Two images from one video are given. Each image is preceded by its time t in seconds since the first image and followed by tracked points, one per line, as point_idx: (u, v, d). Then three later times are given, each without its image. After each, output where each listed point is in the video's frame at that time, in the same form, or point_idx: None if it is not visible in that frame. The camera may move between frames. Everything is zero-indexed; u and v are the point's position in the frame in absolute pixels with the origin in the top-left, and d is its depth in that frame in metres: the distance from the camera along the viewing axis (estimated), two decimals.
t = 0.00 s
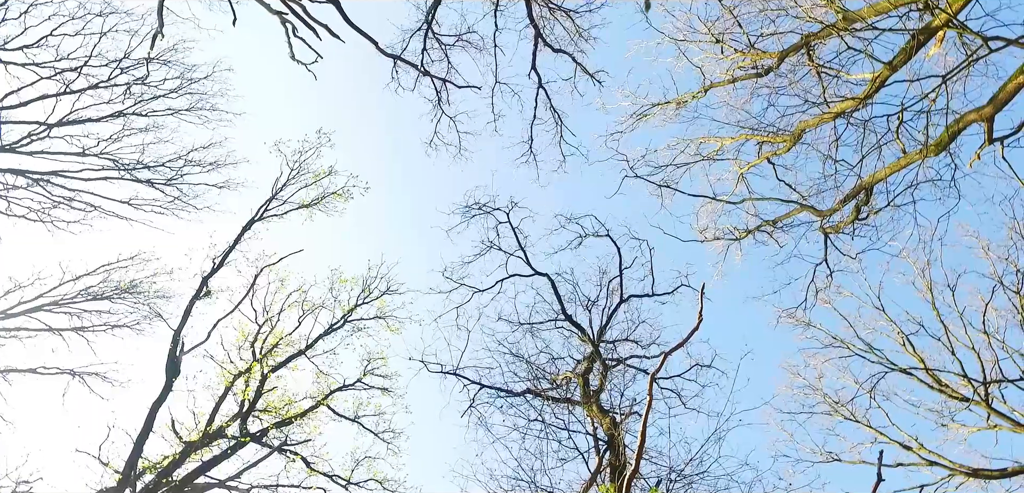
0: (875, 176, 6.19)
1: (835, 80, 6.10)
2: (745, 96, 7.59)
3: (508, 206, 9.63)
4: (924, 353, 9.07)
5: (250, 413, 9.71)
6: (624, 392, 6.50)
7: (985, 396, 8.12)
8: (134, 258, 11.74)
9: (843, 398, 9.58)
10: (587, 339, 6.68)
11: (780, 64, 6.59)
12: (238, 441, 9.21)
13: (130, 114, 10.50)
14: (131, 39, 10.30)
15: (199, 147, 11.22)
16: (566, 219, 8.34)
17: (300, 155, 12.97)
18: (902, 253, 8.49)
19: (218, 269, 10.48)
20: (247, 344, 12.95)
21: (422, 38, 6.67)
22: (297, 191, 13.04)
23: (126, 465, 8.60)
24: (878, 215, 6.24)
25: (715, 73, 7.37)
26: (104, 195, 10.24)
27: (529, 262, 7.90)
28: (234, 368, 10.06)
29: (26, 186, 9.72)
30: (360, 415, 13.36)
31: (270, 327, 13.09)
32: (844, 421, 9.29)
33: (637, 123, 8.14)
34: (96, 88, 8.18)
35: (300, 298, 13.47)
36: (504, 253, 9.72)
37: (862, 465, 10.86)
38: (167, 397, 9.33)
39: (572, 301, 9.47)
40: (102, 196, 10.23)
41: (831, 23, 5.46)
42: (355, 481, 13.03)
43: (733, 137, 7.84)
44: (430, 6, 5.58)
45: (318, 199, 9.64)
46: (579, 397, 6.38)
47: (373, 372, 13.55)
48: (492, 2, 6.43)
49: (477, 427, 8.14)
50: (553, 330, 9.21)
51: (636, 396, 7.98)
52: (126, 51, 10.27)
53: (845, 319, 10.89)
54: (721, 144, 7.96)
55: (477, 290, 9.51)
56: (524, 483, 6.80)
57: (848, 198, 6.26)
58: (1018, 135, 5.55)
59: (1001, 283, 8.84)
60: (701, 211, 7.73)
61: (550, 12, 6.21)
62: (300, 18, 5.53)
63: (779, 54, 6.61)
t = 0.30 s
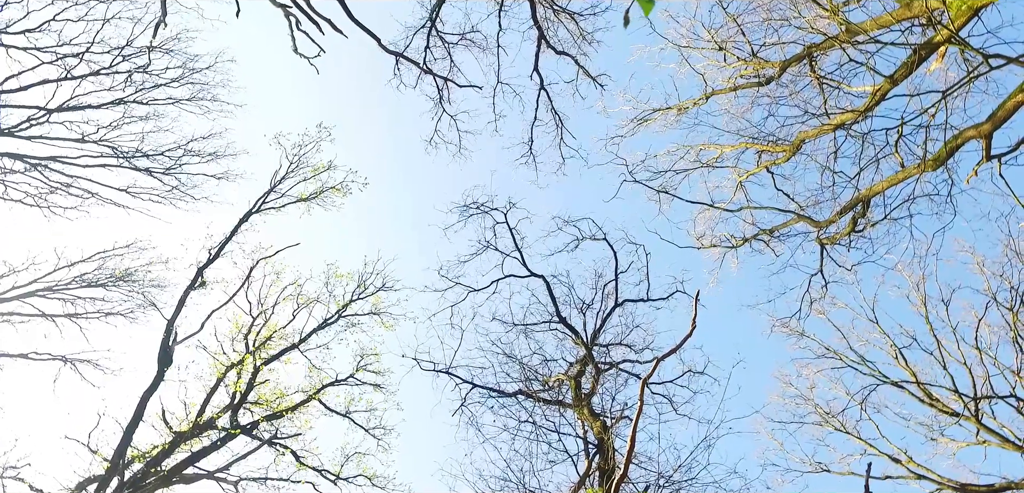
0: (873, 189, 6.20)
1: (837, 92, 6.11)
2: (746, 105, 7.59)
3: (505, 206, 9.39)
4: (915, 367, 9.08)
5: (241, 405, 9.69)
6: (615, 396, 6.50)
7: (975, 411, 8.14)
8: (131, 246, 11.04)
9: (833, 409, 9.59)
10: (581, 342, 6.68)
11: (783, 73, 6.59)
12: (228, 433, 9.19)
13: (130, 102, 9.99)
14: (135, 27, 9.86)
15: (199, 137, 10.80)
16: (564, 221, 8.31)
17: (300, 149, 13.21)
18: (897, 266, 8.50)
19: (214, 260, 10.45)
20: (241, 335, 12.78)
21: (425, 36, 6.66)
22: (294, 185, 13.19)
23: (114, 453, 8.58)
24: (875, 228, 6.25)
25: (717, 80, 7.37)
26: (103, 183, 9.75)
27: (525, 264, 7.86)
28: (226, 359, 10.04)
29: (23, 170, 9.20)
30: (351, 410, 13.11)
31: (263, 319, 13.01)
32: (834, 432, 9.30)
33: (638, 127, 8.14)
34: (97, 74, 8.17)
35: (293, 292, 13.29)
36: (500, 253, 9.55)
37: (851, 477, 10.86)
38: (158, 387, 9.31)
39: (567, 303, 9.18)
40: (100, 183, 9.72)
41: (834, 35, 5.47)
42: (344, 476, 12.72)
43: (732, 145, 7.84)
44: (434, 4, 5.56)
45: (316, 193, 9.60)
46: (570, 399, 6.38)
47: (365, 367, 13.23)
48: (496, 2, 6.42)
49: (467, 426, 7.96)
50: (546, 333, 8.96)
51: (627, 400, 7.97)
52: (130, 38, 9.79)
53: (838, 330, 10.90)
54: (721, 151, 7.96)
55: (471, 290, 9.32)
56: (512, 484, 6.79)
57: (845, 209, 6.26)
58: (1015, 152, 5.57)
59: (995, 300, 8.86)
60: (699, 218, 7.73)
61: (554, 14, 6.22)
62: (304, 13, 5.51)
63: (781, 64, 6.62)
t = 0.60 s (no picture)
0: (870, 202, 6.22)
1: (837, 104, 6.11)
2: (747, 113, 7.60)
3: (503, 205, 9.10)
4: (907, 380, 9.10)
5: (233, 397, 9.67)
6: (606, 400, 6.52)
7: (965, 427, 8.16)
8: (127, 234, 10.74)
9: (824, 419, 9.62)
10: (574, 345, 6.68)
11: (785, 83, 6.60)
12: (218, 425, 9.18)
13: (131, 89, 9.37)
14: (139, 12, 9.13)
15: (200, 127, 10.24)
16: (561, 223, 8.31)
17: (300, 144, 13.67)
18: (893, 280, 8.51)
19: (211, 251, 10.43)
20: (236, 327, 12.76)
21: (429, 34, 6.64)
22: (293, 177, 13.66)
23: (104, 441, 8.56)
24: (871, 241, 6.26)
25: (719, 88, 7.37)
26: (99, 170, 9.06)
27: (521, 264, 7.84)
28: (219, 351, 10.03)
29: (20, 155, 8.67)
30: (343, 405, 12.72)
31: (258, 313, 12.91)
32: (823, 442, 9.33)
33: (639, 132, 8.14)
34: (98, 61, 8.13)
35: (291, 285, 13.24)
36: (496, 253, 9.26)
37: (839, 488, 10.88)
38: (150, 376, 9.29)
39: (561, 305, 8.99)
40: (96, 170, 9.05)
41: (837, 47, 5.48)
42: (334, 471, 12.43)
43: (732, 153, 7.85)
44: (439, 3, 5.55)
45: (315, 187, 9.58)
46: (562, 402, 6.38)
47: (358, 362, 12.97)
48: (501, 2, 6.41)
49: (457, 426, 7.89)
50: (539, 334, 8.70)
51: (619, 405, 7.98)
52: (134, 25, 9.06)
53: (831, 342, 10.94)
54: (720, 159, 7.97)
55: (464, 289, 9.07)
56: (500, 484, 6.80)
57: (842, 221, 6.27)
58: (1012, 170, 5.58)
59: (988, 317, 8.87)
60: (697, 225, 7.75)
61: (559, 16, 6.23)
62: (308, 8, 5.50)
63: (783, 74, 6.62)
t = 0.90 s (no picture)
0: (867, 215, 6.22)
1: (838, 116, 6.12)
2: (747, 122, 7.61)
3: (502, 207, 8.88)
4: (899, 393, 9.12)
5: (225, 388, 9.66)
6: (597, 404, 6.52)
7: (954, 442, 8.18)
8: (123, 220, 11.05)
9: (814, 429, 9.64)
10: (567, 348, 6.69)
11: (786, 93, 6.61)
12: (209, 415, 9.17)
13: (133, 78, 9.98)
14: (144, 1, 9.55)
15: (199, 117, 10.79)
16: (559, 226, 8.31)
17: (299, 137, 13.59)
18: (887, 293, 8.54)
19: (207, 241, 10.42)
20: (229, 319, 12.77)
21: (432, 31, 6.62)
22: (293, 171, 13.64)
23: (93, 429, 8.54)
24: (867, 253, 6.27)
25: (720, 95, 7.38)
26: (99, 156, 9.66)
27: (517, 265, 7.83)
28: (212, 341, 10.02)
29: (20, 138, 9.08)
30: (334, 401, 12.91)
31: (252, 304, 12.99)
32: (813, 453, 9.35)
33: (639, 137, 8.15)
34: (100, 48, 8.11)
35: (285, 279, 13.34)
36: (493, 254, 9.03)
37: None
38: (142, 365, 9.27)
39: (556, 307, 8.66)
40: (96, 156, 9.67)
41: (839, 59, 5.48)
42: (322, 465, 12.72)
43: (732, 161, 7.86)
44: (443, 1, 5.54)
45: (314, 181, 9.59)
46: (553, 404, 6.39)
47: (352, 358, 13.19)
48: (506, 2, 6.40)
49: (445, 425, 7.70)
50: (534, 336, 8.39)
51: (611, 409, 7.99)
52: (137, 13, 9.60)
53: (824, 352, 10.96)
54: (719, 167, 7.98)
55: (460, 289, 8.85)
56: (489, 485, 6.79)
57: (839, 232, 6.27)
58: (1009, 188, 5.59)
59: (981, 333, 8.89)
60: (693, 231, 7.76)
61: (563, 19, 6.23)
62: (312, 2, 5.47)
63: (785, 84, 6.63)
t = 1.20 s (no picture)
0: (864, 227, 6.23)
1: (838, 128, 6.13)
2: (748, 130, 7.62)
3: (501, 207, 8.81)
4: (890, 406, 9.14)
5: (216, 380, 9.65)
6: (588, 408, 6.52)
7: (943, 457, 8.20)
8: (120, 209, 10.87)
9: (804, 440, 9.65)
10: (561, 350, 6.69)
11: (787, 104, 6.62)
12: (200, 406, 9.15)
13: (134, 65, 9.97)
14: None
15: (200, 107, 10.76)
16: (557, 227, 8.31)
17: (300, 130, 13.14)
18: (882, 305, 8.56)
19: (204, 231, 10.41)
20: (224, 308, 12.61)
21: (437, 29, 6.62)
22: (292, 164, 13.12)
23: (83, 416, 8.52)
24: (862, 266, 6.28)
25: (722, 103, 7.39)
26: (97, 143, 9.74)
27: (513, 266, 7.84)
28: (206, 332, 10.00)
29: (17, 123, 9.12)
30: (326, 395, 12.75)
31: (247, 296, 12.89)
32: (802, 463, 9.36)
33: (639, 142, 8.15)
34: (104, 35, 8.09)
35: (281, 271, 13.15)
36: (489, 253, 8.90)
37: None
38: (134, 353, 9.25)
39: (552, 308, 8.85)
40: (94, 143, 9.73)
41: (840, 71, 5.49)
42: (313, 460, 12.52)
43: (731, 170, 7.85)
44: None
45: (313, 175, 9.58)
46: (544, 406, 6.39)
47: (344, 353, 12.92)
48: (511, 3, 6.39)
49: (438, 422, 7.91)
50: (527, 337, 8.56)
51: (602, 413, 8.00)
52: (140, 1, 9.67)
53: (817, 363, 10.98)
54: (718, 175, 7.99)
55: (455, 287, 8.86)
56: (477, 485, 6.80)
57: (835, 244, 6.28)
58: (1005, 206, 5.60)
59: (974, 349, 8.91)
60: (691, 238, 7.77)
61: (567, 22, 6.23)
62: None
63: (786, 94, 6.64)
